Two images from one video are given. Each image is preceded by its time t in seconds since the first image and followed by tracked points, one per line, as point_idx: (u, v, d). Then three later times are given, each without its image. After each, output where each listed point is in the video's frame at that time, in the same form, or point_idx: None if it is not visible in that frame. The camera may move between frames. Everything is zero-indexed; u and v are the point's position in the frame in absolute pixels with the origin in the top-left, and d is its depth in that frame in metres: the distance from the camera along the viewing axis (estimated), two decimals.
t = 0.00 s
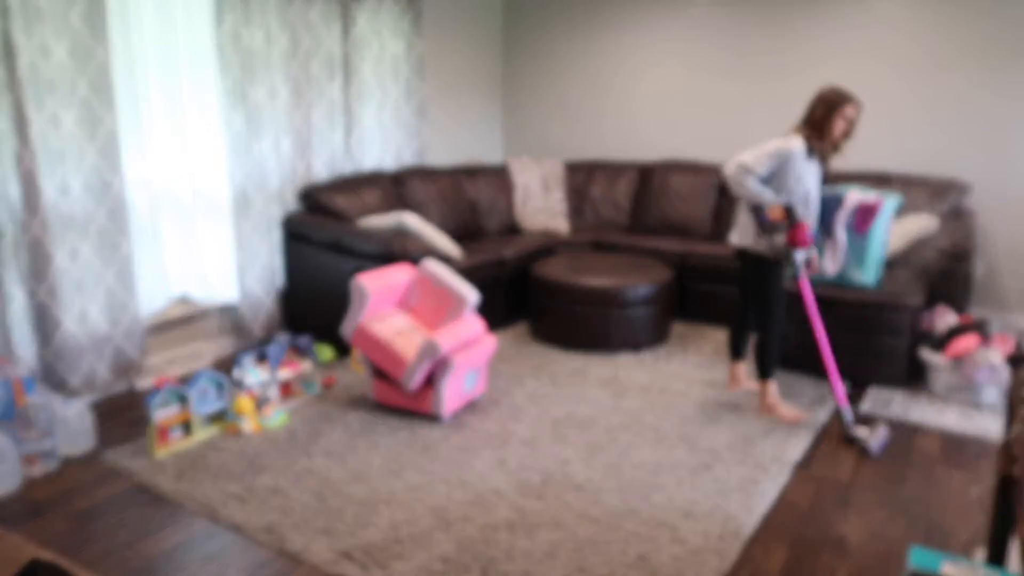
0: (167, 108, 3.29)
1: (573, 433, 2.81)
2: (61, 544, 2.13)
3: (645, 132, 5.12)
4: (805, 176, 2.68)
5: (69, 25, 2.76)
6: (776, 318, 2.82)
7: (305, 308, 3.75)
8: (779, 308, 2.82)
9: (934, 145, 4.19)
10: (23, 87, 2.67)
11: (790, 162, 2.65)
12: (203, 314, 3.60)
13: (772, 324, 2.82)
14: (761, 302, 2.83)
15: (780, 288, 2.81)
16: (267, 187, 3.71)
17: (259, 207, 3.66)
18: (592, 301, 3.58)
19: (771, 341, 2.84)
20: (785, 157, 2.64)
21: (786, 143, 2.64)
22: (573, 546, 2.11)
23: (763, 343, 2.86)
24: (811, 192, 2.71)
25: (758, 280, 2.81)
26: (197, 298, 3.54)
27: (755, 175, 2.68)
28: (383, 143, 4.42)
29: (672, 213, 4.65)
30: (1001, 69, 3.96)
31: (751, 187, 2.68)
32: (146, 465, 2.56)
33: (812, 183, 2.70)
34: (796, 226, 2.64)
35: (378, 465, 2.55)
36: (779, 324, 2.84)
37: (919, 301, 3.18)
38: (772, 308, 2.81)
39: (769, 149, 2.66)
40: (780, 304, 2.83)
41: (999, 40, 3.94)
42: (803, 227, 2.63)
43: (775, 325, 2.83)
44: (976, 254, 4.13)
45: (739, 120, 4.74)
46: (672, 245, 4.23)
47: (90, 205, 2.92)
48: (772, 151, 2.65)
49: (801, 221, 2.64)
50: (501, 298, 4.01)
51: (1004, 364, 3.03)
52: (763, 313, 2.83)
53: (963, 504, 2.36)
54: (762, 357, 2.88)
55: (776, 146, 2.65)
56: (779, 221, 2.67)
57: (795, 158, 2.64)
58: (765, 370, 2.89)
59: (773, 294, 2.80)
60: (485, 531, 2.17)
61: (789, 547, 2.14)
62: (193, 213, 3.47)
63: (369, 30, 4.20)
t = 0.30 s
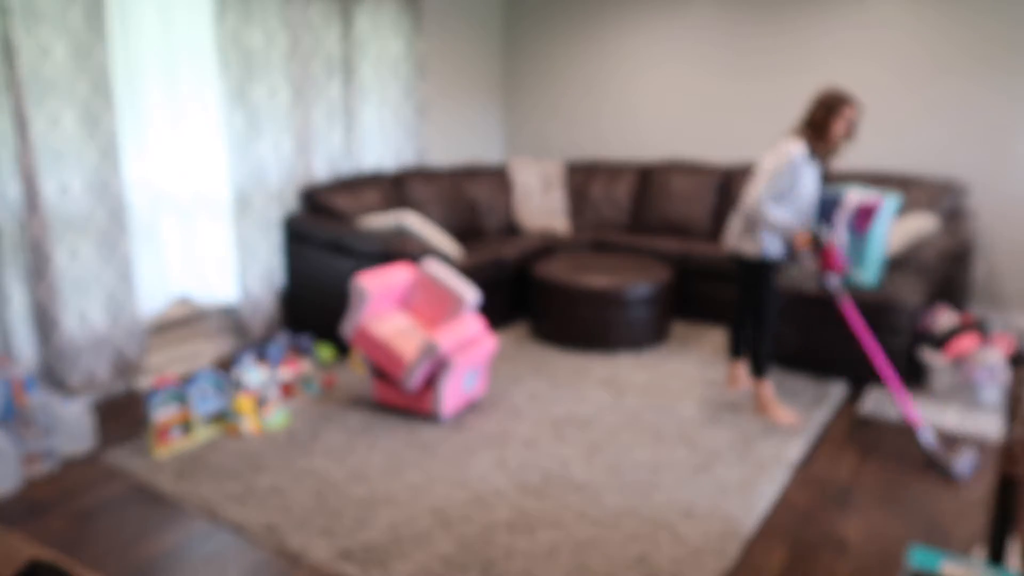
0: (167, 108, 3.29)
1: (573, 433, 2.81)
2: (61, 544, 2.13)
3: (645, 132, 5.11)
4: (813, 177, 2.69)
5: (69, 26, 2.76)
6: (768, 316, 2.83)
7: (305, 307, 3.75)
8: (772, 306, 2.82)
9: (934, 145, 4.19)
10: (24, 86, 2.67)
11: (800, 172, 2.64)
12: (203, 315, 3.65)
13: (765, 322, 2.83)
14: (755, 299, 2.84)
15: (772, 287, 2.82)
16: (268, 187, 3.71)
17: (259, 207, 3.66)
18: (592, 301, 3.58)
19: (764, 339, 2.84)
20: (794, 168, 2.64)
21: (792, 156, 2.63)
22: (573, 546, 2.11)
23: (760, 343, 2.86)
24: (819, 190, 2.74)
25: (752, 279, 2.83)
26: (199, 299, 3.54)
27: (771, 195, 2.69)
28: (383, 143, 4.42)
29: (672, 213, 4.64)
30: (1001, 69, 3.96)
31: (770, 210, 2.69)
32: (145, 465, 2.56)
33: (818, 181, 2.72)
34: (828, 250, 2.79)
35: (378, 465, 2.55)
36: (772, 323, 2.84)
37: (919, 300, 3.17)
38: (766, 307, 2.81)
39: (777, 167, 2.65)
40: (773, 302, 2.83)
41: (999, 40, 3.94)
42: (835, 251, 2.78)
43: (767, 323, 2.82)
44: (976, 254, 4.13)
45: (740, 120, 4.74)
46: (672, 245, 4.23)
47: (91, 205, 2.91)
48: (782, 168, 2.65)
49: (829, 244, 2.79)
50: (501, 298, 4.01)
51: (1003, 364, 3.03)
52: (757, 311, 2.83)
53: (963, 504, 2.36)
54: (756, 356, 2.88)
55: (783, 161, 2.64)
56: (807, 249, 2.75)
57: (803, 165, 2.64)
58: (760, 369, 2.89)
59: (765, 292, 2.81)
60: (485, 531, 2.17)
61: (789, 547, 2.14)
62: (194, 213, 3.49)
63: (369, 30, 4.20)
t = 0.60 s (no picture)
0: (167, 108, 3.30)
1: (573, 433, 2.81)
2: (61, 544, 2.13)
3: (645, 132, 5.12)
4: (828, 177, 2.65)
5: (69, 26, 2.76)
6: (776, 317, 2.83)
7: (305, 307, 3.75)
8: (779, 307, 2.83)
9: (934, 145, 4.19)
10: (24, 86, 2.67)
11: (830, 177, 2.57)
12: (204, 314, 3.62)
13: (773, 323, 2.83)
14: (760, 301, 2.84)
15: (779, 288, 2.83)
16: (268, 187, 3.72)
17: (259, 207, 3.67)
18: (592, 300, 3.58)
19: (772, 340, 2.85)
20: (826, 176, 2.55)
21: (824, 165, 2.53)
22: (573, 546, 2.10)
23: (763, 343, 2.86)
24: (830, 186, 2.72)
25: (755, 281, 2.84)
26: (199, 299, 3.55)
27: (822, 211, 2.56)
28: (383, 143, 4.42)
29: (672, 213, 4.65)
30: (1001, 69, 3.96)
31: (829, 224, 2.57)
32: (146, 465, 2.56)
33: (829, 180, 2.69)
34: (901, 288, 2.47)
35: (378, 465, 2.55)
36: (779, 323, 2.85)
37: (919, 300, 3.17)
38: (772, 307, 2.82)
39: (819, 182, 2.53)
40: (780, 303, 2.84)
41: (999, 40, 3.94)
42: (909, 289, 2.45)
43: (777, 324, 2.83)
44: (976, 254, 4.14)
45: (740, 120, 4.74)
46: (672, 245, 4.23)
47: (91, 205, 2.92)
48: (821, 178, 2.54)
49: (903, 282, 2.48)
50: (501, 298, 4.01)
51: (1003, 364, 3.03)
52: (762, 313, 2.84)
53: (964, 504, 2.36)
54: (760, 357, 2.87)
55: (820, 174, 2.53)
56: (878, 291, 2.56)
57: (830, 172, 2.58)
58: (764, 371, 2.88)
59: (772, 293, 2.81)
60: (485, 531, 2.17)
61: (789, 547, 2.14)
62: (194, 212, 3.49)
63: (369, 30, 4.20)
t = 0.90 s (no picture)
0: (168, 107, 3.30)
1: (573, 432, 2.81)
2: (61, 545, 2.12)
3: (645, 132, 5.12)
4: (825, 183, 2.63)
5: (69, 25, 2.76)
6: (777, 318, 2.84)
7: (305, 307, 3.75)
8: (780, 308, 2.84)
9: (933, 145, 4.20)
10: (23, 86, 2.66)
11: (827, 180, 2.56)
12: (204, 313, 3.58)
13: (774, 324, 2.83)
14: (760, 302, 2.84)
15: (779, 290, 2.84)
16: (268, 186, 3.72)
17: (259, 207, 3.67)
18: (592, 300, 3.58)
19: (773, 341, 2.85)
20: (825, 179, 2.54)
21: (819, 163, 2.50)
22: (573, 546, 2.11)
23: (766, 345, 2.86)
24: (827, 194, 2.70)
25: (756, 282, 2.84)
26: (198, 298, 3.55)
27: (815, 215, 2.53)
28: (383, 143, 4.42)
29: (672, 213, 4.65)
30: (1001, 68, 3.96)
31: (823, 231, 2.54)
32: (146, 465, 2.56)
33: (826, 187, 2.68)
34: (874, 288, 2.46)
35: (378, 465, 2.55)
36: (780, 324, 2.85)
37: (919, 300, 3.17)
38: (773, 308, 2.83)
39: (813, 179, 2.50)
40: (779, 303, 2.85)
41: (999, 40, 3.95)
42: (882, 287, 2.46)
43: (779, 325, 2.84)
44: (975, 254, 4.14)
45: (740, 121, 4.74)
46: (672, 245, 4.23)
47: (91, 204, 2.92)
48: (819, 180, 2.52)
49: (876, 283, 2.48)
50: (501, 298, 4.01)
51: (1003, 364, 3.01)
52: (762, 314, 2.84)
53: (964, 504, 2.36)
54: (759, 357, 2.87)
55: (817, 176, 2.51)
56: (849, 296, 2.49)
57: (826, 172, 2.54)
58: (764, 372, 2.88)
59: (772, 293, 2.82)
60: (485, 531, 2.17)
61: (788, 547, 2.14)
62: (194, 212, 3.49)
63: (369, 29, 4.20)
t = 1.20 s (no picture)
0: (167, 107, 3.30)
1: (573, 433, 2.81)
2: (61, 544, 2.12)
3: (645, 132, 5.12)
4: (802, 180, 2.66)
5: (69, 25, 2.76)
6: (777, 313, 2.81)
7: (305, 307, 3.75)
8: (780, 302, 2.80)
9: (933, 145, 4.20)
10: (23, 85, 2.65)
11: (777, 171, 2.63)
12: (204, 313, 3.57)
13: (775, 319, 2.81)
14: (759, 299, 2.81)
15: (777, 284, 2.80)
16: (267, 186, 3.72)
17: (259, 207, 3.66)
18: (592, 300, 3.58)
19: (774, 337, 2.82)
20: (778, 167, 2.62)
21: (780, 152, 2.61)
22: (573, 546, 2.10)
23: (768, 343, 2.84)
24: (809, 195, 2.71)
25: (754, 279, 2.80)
26: (198, 298, 3.55)
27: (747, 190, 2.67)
28: (383, 143, 4.43)
29: (672, 213, 4.65)
30: (1001, 68, 3.96)
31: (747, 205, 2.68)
32: (146, 465, 2.56)
33: (807, 186, 2.69)
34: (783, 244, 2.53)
35: (377, 465, 2.55)
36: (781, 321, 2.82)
37: (919, 300, 3.17)
38: (773, 304, 2.79)
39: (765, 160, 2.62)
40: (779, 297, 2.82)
41: (999, 40, 3.94)
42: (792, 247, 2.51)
43: (779, 319, 2.80)
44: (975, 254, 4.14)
45: (739, 120, 4.74)
46: (672, 245, 4.24)
47: (90, 205, 2.92)
48: (767, 165, 2.63)
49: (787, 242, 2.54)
50: (501, 298, 4.01)
51: (1004, 364, 2.99)
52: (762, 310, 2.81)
53: (963, 504, 2.36)
54: (763, 357, 2.86)
55: (765, 158, 2.63)
56: (763, 246, 2.63)
57: (786, 166, 2.62)
58: (765, 369, 2.86)
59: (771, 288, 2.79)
60: (485, 531, 2.17)
61: (788, 547, 2.14)
62: (193, 212, 3.50)
63: (369, 29, 4.20)
